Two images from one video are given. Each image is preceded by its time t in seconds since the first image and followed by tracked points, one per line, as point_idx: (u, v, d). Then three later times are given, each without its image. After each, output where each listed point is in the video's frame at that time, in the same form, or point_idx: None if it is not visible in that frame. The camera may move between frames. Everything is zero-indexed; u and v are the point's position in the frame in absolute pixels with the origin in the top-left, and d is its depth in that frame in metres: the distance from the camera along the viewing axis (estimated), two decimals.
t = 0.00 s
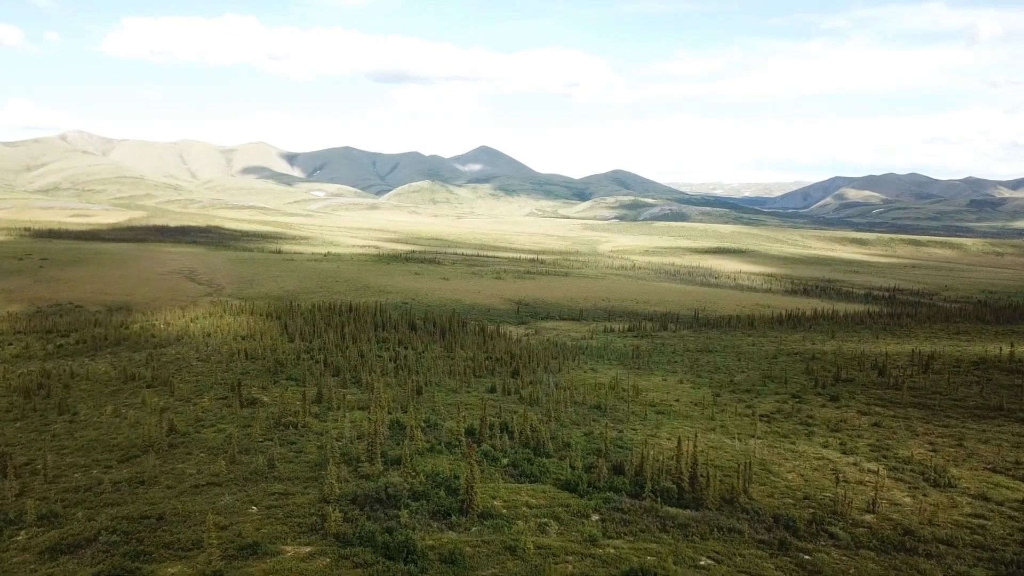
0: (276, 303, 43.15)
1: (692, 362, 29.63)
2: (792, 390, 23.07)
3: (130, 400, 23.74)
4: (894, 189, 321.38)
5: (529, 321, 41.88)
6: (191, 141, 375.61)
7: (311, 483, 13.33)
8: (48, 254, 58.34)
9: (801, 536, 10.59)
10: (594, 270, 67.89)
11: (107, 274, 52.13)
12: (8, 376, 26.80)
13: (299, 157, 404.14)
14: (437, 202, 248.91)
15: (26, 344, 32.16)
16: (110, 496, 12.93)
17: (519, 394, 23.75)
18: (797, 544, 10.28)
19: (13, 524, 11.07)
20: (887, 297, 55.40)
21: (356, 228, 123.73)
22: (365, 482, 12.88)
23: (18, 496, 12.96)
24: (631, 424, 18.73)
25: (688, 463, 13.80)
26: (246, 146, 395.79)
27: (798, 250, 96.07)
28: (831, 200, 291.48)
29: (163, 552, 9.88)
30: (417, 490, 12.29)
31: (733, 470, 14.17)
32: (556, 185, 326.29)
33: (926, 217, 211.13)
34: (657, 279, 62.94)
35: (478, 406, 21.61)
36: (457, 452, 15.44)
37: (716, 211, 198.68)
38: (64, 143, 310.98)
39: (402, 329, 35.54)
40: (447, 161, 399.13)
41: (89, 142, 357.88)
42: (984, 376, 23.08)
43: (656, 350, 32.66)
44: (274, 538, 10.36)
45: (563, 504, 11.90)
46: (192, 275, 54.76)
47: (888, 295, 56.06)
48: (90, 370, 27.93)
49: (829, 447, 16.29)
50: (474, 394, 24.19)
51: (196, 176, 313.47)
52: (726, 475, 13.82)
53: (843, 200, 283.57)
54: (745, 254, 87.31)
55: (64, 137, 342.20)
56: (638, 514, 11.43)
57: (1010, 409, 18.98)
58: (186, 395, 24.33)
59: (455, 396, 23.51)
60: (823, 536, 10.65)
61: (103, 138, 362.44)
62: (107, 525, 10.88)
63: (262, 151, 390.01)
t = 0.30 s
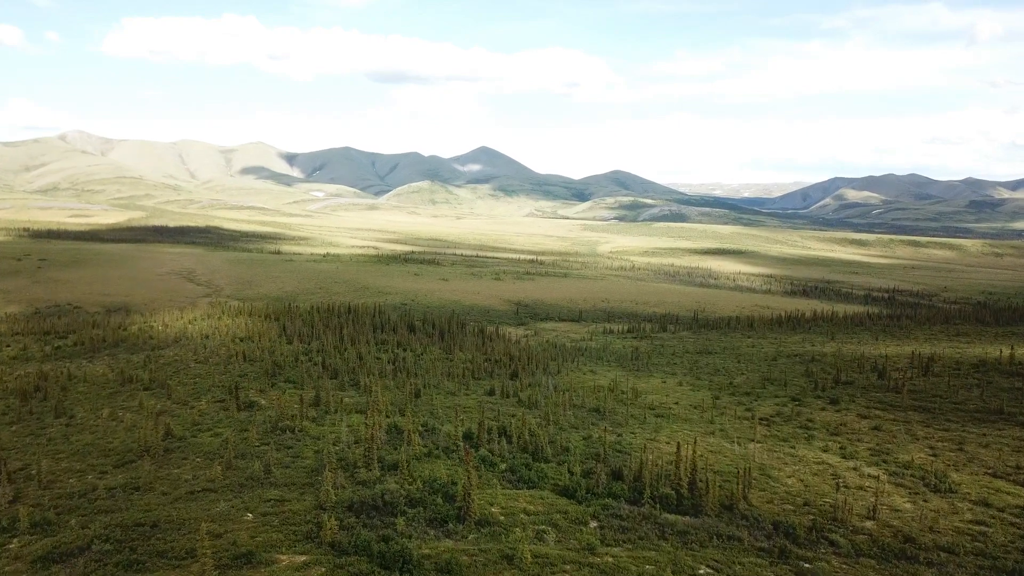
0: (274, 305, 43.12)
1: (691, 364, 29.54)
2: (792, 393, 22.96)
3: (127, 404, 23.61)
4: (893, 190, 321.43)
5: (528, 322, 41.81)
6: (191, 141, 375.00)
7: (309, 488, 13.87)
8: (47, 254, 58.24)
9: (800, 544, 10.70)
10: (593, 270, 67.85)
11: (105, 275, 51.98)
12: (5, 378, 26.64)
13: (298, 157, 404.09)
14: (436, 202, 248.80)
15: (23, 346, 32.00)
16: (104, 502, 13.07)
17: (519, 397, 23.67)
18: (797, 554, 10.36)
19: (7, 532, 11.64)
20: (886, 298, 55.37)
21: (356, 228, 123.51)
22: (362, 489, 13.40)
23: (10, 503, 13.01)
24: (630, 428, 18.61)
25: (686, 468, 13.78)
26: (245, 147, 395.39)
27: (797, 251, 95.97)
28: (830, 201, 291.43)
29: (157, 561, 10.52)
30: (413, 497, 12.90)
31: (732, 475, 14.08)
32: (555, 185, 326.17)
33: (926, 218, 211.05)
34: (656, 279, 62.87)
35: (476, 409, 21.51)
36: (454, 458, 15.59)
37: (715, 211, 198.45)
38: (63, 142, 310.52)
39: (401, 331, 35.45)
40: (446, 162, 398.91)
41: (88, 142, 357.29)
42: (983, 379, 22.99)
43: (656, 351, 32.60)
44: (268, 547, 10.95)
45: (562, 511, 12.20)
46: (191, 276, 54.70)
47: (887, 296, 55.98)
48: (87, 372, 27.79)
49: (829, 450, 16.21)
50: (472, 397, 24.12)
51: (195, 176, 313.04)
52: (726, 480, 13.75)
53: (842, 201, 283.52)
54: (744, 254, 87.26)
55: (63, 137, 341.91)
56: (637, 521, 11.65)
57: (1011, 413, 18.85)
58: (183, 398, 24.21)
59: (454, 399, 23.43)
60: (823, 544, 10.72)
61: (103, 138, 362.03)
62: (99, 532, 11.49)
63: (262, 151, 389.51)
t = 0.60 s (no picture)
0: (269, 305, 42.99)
1: (685, 365, 29.55)
2: (786, 395, 22.94)
3: (119, 406, 23.43)
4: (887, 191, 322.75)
5: (523, 322, 41.80)
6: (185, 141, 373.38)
7: (301, 491, 13.95)
8: (39, 254, 57.86)
9: (795, 550, 10.90)
10: (588, 271, 67.87)
11: (98, 275, 51.65)
12: None
13: (293, 157, 402.90)
14: (431, 203, 248.50)
15: (15, 347, 31.73)
16: (93, 508, 12.99)
17: (513, 398, 23.63)
18: (793, 560, 10.58)
19: None
20: (880, 298, 55.60)
21: (351, 228, 123.11)
22: (357, 493, 13.64)
23: None
24: (625, 430, 18.58)
25: (681, 472, 13.86)
26: (240, 146, 394.00)
27: (791, 251, 96.18)
28: (824, 201, 292.29)
29: (146, 569, 10.68)
30: (406, 502, 13.18)
31: (726, 478, 14.07)
32: (551, 185, 326.36)
33: (919, 219, 211.90)
34: (651, 280, 62.96)
35: (469, 411, 21.40)
36: (447, 461, 15.61)
37: (710, 211, 198.80)
38: (56, 142, 308.73)
39: (395, 332, 35.36)
40: (441, 162, 398.53)
41: (81, 142, 355.36)
42: (978, 381, 22.98)
43: (650, 352, 32.60)
44: (258, 555, 11.19)
45: (555, 515, 12.56)
46: (185, 276, 54.43)
47: (881, 296, 56.16)
48: (79, 374, 27.58)
49: (823, 452, 16.25)
50: (466, 399, 24.01)
51: (190, 176, 311.85)
52: (719, 484, 13.76)
53: (836, 202, 284.39)
54: (739, 254, 87.44)
55: (56, 137, 340.00)
56: (630, 525, 11.95)
57: (1005, 415, 18.85)
58: (175, 400, 24.05)
59: (448, 401, 23.37)
60: (818, 550, 10.91)
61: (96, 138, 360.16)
62: (88, 539, 11.61)
63: (256, 151, 388.16)
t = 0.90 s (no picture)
0: (259, 305, 42.70)
1: (675, 365, 29.58)
2: (776, 395, 22.97)
3: (106, 409, 23.16)
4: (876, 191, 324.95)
5: (514, 322, 41.75)
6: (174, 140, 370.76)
7: (289, 495, 13.85)
8: (26, 254, 57.23)
9: (784, 553, 10.98)
10: (579, 271, 67.89)
11: (86, 275, 51.11)
12: None
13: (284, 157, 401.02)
14: (422, 202, 247.92)
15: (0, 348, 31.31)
16: (77, 513, 12.81)
17: (503, 399, 23.53)
18: (782, 563, 10.66)
19: None
20: (868, 298, 55.97)
21: (341, 228, 122.60)
22: (345, 497, 13.57)
23: None
24: (615, 431, 18.54)
25: (670, 474, 13.89)
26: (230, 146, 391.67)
27: (781, 251, 96.60)
28: (814, 202, 293.87)
29: None
30: (395, 506, 13.17)
31: (715, 480, 14.08)
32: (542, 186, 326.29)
33: (908, 219, 213.46)
34: (641, 280, 63.06)
35: (460, 413, 21.31)
36: (437, 464, 15.57)
37: (701, 211, 199.51)
38: (43, 141, 305.92)
39: (385, 332, 35.21)
40: (433, 162, 397.84)
41: (69, 140, 352.10)
42: (966, 381, 23.08)
43: (640, 352, 32.62)
44: (245, 562, 11.15)
45: (545, 519, 12.63)
46: (175, 277, 53.97)
47: (870, 296, 56.47)
48: (66, 376, 27.24)
49: (812, 453, 16.28)
50: (456, 400, 23.91)
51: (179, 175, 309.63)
52: (709, 486, 13.78)
53: (825, 202, 286.03)
54: (729, 254, 87.77)
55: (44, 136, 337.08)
56: (620, 529, 12.07)
57: (993, 415, 18.93)
58: (163, 402, 23.82)
59: (438, 402, 23.26)
60: (808, 552, 10.98)
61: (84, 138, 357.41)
62: (71, 546, 11.50)
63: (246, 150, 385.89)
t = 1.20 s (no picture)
0: (246, 306, 42.39)
1: (663, 365, 29.65)
2: (763, 395, 23.05)
3: (91, 411, 22.90)
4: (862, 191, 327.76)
5: (503, 322, 41.68)
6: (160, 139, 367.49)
7: (275, 498, 13.74)
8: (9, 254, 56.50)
9: (771, 555, 11.03)
10: (568, 271, 67.94)
11: (71, 275, 50.48)
12: None
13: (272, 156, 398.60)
14: (412, 202, 247.33)
15: None
16: (60, 518, 12.64)
17: (492, 400, 23.47)
18: (768, 566, 10.70)
19: None
20: (855, 297, 56.44)
21: (330, 228, 122.03)
22: (332, 500, 13.48)
23: None
24: (603, 432, 18.54)
25: (658, 476, 13.90)
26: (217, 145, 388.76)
27: (769, 251, 97.07)
28: (802, 202, 295.90)
29: None
30: (382, 509, 13.09)
31: (702, 481, 14.10)
32: (531, 185, 326.43)
33: (894, 218, 215.32)
34: (630, 280, 63.22)
35: (448, 414, 21.23)
36: (425, 466, 15.51)
37: (689, 211, 200.34)
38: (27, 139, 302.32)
39: (373, 332, 35.05)
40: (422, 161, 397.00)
41: (53, 139, 348.00)
42: (951, 381, 23.24)
43: (629, 352, 32.68)
44: (230, 567, 11.06)
45: (532, 522, 12.62)
46: (162, 277, 53.48)
47: (856, 296, 56.92)
48: (51, 377, 26.91)
49: (798, 454, 16.35)
50: (445, 401, 23.84)
51: (166, 174, 306.96)
52: (696, 487, 13.80)
53: (813, 202, 288.01)
54: (717, 254, 88.14)
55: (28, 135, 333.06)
56: (608, 532, 12.12)
57: (978, 415, 19.09)
58: (149, 404, 23.54)
59: (426, 404, 23.17)
60: (794, 554, 11.04)
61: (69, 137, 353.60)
62: (53, 552, 11.35)
63: (233, 150, 383.16)
